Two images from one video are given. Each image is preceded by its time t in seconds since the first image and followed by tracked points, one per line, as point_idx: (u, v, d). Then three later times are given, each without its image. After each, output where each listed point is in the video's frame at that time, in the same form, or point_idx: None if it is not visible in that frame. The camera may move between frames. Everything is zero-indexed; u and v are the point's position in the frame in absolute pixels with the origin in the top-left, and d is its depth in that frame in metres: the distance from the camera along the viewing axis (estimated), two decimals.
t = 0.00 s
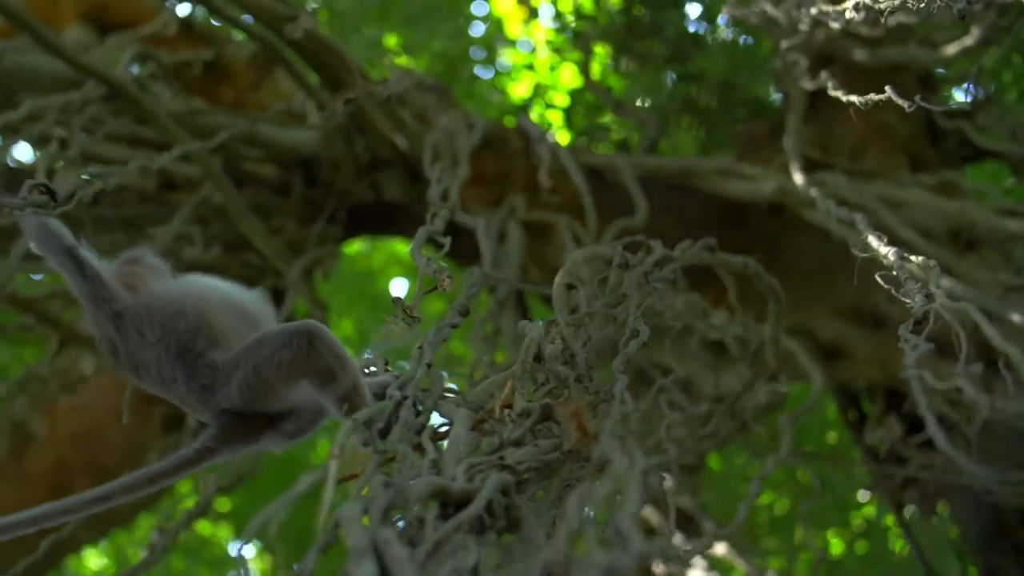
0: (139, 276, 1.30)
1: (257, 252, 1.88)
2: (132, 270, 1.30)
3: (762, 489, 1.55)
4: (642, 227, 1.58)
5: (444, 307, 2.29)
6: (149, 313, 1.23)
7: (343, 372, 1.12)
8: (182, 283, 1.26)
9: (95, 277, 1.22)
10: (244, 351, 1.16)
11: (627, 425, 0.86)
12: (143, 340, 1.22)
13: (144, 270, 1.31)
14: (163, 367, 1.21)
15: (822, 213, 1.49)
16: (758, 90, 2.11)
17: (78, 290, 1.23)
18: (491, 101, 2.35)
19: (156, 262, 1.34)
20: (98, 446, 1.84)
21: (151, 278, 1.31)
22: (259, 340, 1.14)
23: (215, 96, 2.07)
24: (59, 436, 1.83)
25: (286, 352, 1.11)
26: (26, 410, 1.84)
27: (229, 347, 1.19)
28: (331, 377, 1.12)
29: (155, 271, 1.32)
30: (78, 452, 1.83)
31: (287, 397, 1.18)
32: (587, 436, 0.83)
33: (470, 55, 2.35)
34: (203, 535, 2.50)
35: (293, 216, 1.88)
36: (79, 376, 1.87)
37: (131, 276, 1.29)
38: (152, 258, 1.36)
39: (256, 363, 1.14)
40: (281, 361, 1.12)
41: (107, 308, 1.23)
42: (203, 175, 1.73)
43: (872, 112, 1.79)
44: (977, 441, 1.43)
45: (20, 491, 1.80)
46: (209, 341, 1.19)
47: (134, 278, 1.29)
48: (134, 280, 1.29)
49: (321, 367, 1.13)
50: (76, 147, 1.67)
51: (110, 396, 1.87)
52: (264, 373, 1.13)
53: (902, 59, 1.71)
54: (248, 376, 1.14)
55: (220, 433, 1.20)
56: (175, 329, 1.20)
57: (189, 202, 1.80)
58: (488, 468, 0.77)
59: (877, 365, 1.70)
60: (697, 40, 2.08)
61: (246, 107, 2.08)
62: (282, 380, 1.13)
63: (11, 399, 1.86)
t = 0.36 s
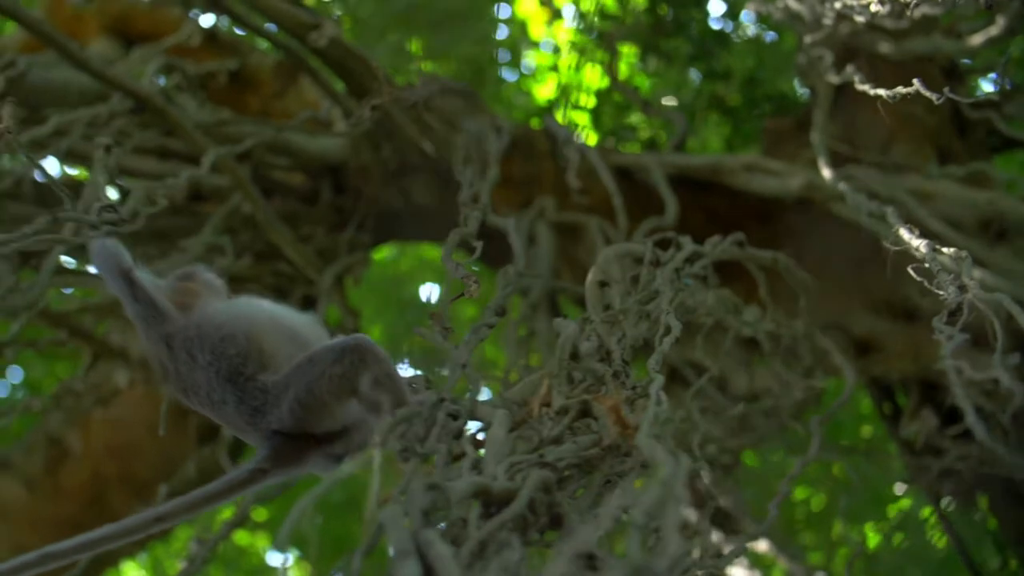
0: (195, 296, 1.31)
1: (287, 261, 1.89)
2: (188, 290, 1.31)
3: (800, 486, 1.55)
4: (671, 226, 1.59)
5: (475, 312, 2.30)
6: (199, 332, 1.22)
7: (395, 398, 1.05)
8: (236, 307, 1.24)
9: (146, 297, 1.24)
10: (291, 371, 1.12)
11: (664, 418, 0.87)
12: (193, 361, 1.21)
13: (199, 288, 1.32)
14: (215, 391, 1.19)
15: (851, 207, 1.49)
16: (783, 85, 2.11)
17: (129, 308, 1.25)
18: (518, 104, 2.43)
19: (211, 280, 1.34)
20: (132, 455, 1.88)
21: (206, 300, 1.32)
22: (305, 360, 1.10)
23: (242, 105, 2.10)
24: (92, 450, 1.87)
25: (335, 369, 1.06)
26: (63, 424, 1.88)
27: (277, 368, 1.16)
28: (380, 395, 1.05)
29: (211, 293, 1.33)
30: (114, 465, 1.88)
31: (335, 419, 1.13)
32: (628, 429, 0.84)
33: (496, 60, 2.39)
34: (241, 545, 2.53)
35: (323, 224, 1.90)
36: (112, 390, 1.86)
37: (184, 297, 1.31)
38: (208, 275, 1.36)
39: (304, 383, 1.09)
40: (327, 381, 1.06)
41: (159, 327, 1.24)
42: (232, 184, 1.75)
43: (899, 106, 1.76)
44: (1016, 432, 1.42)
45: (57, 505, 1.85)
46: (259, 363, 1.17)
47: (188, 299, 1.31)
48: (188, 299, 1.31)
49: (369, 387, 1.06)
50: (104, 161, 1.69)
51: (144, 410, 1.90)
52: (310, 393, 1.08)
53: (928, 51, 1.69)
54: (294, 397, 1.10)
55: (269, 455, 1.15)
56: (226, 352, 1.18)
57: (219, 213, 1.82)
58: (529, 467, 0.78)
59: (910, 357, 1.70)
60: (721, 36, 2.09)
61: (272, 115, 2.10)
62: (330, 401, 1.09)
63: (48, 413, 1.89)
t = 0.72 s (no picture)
0: (257, 314, 1.27)
1: (320, 269, 1.91)
2: (250, 310, 1.27)
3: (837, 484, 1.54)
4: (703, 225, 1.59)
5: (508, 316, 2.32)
6: (255, 354, 1.22)
7: (440, 406, 1.00)
8: (294, 327, 1.24)
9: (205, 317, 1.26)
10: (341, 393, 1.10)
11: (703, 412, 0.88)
12: (247, 384, 1.22)
13: (262, 306, 1.27)
14: (268, 412, 1.20)
15: (883, 202, 1.49)
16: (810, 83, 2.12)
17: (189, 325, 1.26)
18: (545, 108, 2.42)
19: (270, 295, 1.29)
20: (168, 469, 1.88)
21: (269, 320, 1.27)
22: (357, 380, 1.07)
23: (271, 115, 2.12)
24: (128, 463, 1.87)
25: (386, 390, 1.03)
26: (99, 438, 1.89)
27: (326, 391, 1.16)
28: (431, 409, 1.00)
29: (274, 312, 1.28)
30: (152, 479, 1.87)
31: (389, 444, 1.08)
32: (668, 425, 0.86)
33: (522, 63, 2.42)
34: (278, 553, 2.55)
35: (355, 231, 1.91)
36: (147, 403, 1.89)
37: (247, 316, 1.26)
38: (268, 291, 1.31)
39: (357, 403, 1.06)
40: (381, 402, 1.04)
41: (218, 348, 1.25)
42: (263, 194, 1.77)
43: (929, 102, 1.77)
44: None
45: (95, 519, 1.84)
46: (311, 387, 1.17)
47: (251, 317, 1.26)
48: (251, 318, 1.26)
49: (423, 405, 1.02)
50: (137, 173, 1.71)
51: (179, 422, 1.89)
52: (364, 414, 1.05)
53: (956, 46, 1.70)
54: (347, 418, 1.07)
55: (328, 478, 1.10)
56: (279, 376, 1.19)
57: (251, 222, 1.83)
58: (569, 466, 0.79)
59: (944, 352, 1.74)
60: (748, 36, 2.12)
61: (301, 124, 2.12)
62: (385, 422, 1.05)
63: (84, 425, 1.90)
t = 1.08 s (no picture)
0: (319, 322, 1.24)
1: (350, 265, 1.93)
2: (314, 316, 1.25)
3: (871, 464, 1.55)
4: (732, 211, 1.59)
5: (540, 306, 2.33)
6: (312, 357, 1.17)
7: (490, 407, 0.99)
8: (347, 332, 1.17)
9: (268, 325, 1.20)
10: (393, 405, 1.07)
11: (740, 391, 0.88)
12: (302, 391, 1.16)
13: (325, 312, 1.26)
14: (320, 423, 1.15)
15: (914, 184, 1.48)
16: (837, 65, 2.11)
17: (251, 335, 1.21)
18: (572, 96, 2.42)
19: (337, 302, 1.28)
20: (204, 465, 1.91)
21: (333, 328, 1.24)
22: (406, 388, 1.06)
23: (298, 111, 2.13)
24: (165, 462, 1.90)
25: (436, 396, 1.03)
26: (135, 438, 1.92)
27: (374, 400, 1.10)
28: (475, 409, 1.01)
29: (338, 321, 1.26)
30: (187, 477, 1.90)
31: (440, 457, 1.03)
32: (704, 406, 0.84)
33: (548, 52, 2.42)
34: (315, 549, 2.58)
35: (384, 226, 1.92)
36: (182, 400, 1.94)
37: (311, 323, 1.24)
38: (334, 298, 1.30)
39: (407, 416, 1.07)
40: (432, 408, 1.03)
41: (281, 352, 1.20)
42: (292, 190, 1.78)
43: (956, 82, 1.77)
44: None
45: (133, 518, 1.87)
46: (361, 398, 1.11)
47: (315, 323, 1.24)
48: (312, 326, 1.24)
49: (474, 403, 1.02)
50: (165, 173, 1.72)
51: (214, 419, 1.93)
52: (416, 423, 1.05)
53: (983, 25, 1.69)
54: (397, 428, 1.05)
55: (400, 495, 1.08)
56: (329, 385, 1.13)
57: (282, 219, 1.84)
58: (607, 452, 0.81)
59: (978, 331, 1.74)
60: (774, 20, 2.11)
61: (328, 119, 2.12)
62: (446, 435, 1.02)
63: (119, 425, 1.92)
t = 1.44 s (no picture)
0: (370, 335, 1.30)
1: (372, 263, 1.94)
2: (368, 329, 1.30)
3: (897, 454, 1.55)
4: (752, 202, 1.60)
5: (562, 300, 2.34)
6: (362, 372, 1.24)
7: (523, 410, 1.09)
8: (398, 348, 1.27)
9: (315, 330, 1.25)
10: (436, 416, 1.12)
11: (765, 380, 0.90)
12: (347, 404, 1.24)
13: (380, 324, 1.31)
14: (362, 431, 1.23)
15: (935, 172, 1.48)
16: (856, 55, 2.11)
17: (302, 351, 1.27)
18: (590, 91, 2.42)
19: (391, 313, 1.33)
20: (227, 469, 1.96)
21: (383, 339, 1.30)
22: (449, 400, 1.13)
23: (317, 110, 2.14)
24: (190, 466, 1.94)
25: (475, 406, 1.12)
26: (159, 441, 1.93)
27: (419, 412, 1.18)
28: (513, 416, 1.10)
29: (390, 331, 1.31)
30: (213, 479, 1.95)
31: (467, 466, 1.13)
32: (730, 397, 0.87)
33: (565, 47, 2.42)
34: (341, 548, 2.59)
35: (406, 223, 1.94)
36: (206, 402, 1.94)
37: (364, 334, 1.30)
38: (390, 310, 1.35)
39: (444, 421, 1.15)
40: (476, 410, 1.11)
41: (328, 366, 1.26)
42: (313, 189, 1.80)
43: (975, 70, 1.77)
44: None
45: (158, 523, 1.88)
46: (405, 411, 1.20)
47: (366, 335, 1.30)
48: (368, 337, 1.29)
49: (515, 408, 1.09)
50: (187, 175, 1.73)
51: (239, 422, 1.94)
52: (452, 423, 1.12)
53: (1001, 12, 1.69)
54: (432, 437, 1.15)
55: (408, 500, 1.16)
56: (376, 398, 1.22)
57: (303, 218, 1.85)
58: (634, 444, 0.82)
59: (1000, 318, 1.74)
60: (791, 12, 2.12)
61: (348, 118, 2.14)
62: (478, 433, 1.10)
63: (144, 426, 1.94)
